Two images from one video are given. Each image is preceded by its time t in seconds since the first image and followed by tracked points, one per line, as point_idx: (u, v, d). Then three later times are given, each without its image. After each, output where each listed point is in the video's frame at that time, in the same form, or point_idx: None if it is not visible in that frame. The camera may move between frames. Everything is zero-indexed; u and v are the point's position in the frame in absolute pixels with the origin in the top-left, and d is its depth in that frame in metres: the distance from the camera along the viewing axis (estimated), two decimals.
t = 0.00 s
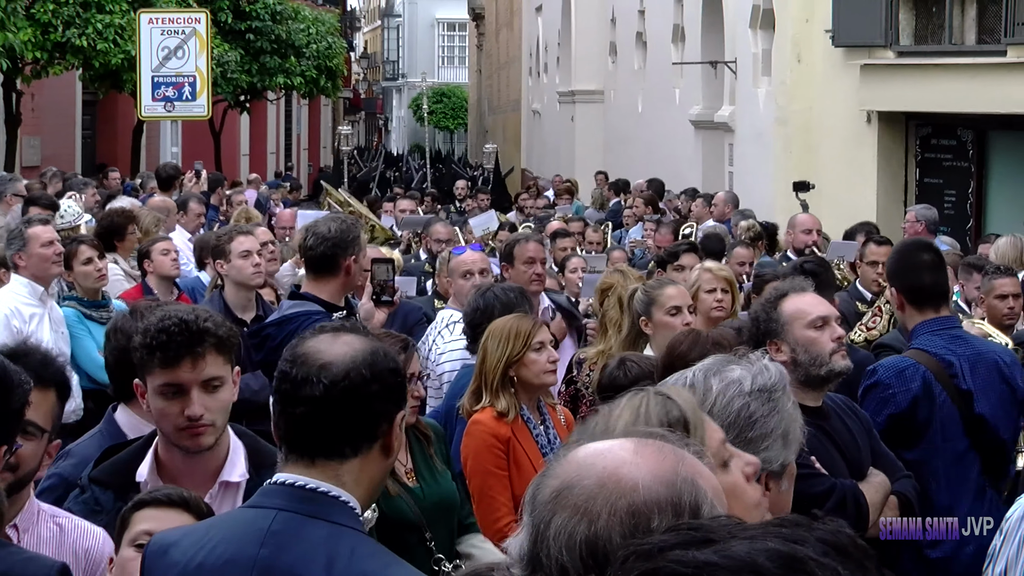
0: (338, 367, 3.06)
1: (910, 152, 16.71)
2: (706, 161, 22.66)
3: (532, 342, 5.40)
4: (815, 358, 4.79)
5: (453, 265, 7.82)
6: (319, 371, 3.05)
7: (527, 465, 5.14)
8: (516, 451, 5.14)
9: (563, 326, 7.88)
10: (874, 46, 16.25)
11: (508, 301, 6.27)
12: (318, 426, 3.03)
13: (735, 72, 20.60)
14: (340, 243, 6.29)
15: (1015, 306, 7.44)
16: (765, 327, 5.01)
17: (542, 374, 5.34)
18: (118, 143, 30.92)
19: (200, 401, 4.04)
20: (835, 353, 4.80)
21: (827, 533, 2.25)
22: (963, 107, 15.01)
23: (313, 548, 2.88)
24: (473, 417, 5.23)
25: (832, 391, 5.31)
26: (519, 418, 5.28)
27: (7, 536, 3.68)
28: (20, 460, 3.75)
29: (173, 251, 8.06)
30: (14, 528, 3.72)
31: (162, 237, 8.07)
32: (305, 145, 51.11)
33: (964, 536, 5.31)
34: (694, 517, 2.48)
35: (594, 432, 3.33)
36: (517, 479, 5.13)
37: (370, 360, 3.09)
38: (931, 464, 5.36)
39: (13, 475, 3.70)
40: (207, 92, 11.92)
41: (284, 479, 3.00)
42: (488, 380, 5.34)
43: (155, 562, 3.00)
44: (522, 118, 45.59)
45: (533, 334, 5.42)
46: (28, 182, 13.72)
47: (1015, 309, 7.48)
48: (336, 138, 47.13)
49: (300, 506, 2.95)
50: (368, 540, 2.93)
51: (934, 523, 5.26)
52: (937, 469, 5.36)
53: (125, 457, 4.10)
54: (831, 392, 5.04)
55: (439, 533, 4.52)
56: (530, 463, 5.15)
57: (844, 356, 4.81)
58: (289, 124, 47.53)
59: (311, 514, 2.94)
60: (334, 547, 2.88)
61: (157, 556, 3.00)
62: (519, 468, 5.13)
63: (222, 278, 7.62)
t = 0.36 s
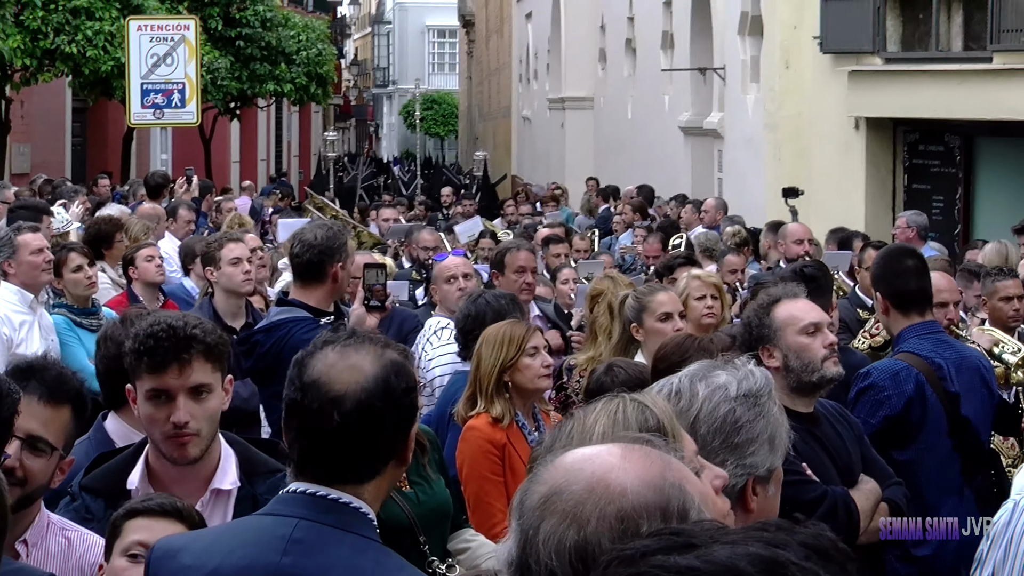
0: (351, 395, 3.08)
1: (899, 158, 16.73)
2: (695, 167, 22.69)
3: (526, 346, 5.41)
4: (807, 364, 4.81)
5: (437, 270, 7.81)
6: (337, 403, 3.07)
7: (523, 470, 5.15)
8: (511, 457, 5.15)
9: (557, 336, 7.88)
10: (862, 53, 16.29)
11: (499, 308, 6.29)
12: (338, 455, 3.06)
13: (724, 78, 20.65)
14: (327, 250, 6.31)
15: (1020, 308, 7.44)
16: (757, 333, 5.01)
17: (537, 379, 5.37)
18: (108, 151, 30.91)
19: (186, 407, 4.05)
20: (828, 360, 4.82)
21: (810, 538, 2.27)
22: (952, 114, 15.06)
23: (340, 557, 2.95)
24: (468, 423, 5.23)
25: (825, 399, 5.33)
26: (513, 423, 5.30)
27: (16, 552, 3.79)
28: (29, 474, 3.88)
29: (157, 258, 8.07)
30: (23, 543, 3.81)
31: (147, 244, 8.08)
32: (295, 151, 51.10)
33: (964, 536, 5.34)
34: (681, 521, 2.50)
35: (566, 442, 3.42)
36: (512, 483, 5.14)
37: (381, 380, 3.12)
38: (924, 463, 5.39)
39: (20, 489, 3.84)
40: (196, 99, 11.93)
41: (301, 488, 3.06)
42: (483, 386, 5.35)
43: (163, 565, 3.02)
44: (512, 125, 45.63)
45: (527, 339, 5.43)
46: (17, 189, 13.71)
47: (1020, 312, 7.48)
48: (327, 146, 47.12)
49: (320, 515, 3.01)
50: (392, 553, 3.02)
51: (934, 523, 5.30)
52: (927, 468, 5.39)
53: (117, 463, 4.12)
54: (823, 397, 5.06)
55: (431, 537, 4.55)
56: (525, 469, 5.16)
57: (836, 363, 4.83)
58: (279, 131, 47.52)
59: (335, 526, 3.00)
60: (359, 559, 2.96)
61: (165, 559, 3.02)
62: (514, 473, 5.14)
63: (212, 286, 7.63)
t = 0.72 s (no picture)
0: (333, 415, 3.06)
1: (889, 168, 16.77)
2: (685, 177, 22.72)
3: (521, 354, 5.41)
4: (800, 373, 4.81)
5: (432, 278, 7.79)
6: (319, 425, 3.05)
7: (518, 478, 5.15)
8: (506, 465, 5.14)
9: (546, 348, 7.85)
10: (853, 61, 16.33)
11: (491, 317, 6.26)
12: (328, 474, 3.04)
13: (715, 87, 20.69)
14: (311, 258, 6.29)
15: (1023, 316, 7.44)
16: (751, 342, 5.00)
17: (532, 387, 5.37)
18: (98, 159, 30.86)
19: (176, 416, 4.03)
20: (821, 370, 4.81)
21: (801, 546, 2.27)
22: (942, 124, 15.09)
23: (336, 561, 2.97)
24: (463, 431, 5.23)
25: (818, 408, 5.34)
26: (508, 431, 5.29)
27: None
28: (15, 483, 3.90)
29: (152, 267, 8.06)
30: (6, 547, 3.80)
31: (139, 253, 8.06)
32: (286, 161, 51.05)
33: (964, 536, 5.32)
34: (672, 529, 2.50)
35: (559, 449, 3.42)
36: (507, 492, 5.13)
37: (362, 395, 3.09)
38: (915, 465, 5.39)
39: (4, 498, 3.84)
40: (187, 108, 11.91)
41: (292, 494, 3.08)
42: (478, 394, 5.34)
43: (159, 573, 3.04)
44: (502, 135, 45.66)
45: (522, 347, 5.43)
46: (7, 198, 13.67)
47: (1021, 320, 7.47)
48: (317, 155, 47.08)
49: (313, 521, 3.03)
50: (387, 557, 3.05)
51: (934, 523, 5.29)
52: (919, 469, 5.39)
53: (109, 471, 4.11)
54: (816, 407, 5.07)
55: (423, 548, 4.55)
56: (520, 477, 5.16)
57: (830, 373, 4.82)
58: (270, 140, 47.49)
59: (329, 531, 3.01)
60: (356, 561, 2.99)
61: (161, 568, 3.05)
62: (508, 482, 5.14)
63: (202, 294, 7.61)
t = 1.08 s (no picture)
0: (296, 424, 3.07)
1: (880, 181, 16.81)
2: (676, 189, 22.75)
3: (515, 366, 5.41)
4: (793, 386, 4.81)
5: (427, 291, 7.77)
6: (282, 435, 3.07)
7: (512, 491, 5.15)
8: (499, 477, 5.14)
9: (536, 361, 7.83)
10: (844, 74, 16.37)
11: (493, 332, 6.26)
12: (297, 481, 3.06)
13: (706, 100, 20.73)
14: (292, 267, 6.30)
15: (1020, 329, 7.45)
16: (744, 354, 5.00)
17: (525, 399, 5.38)
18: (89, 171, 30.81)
19: (163, 429, 4.02)
20: (814, 383, 4.81)
21: (795, 558, 2.27)
22: (933, 136, 15.13)
23: (315, 564, 2.99)
24: (457, 443, 5.22)
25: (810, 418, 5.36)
26: (501, 443, 5.28)
27: None
28: None
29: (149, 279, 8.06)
30: None
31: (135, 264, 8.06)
32: (276, 172, 51.02)
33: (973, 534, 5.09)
34: (667, 540, 2.50)
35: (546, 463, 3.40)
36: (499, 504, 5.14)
37: (326, 404, 3.10)
38: (889, 467, 5.44)
39: None
40: (179, 119, 11.90)
41: (267, 503, 3.09)
42: (471, 407, 5.34)
43: None
44: (493, 146, 45.71)
45: (516, 359, 5.42)
46: None
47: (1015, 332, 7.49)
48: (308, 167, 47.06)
49: (290, 527, 3.05)
50: (364, 560, 3.06)
51: (935, 522, 5.19)
52: (893, 471, 5.44)
53: (100, 484, 4.11)
54: (809, 419, 5.08)
55: (418, 562, 4.52)
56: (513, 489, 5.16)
57: (823, 386, 4.82)
58: (261, 151, 47.46)
59: (305, 536, 3.03)
60: (336, 564, 3.01)
61: None
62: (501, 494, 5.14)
63: (193, 307, 7.59)
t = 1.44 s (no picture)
0: (216, 421, 3.10)
1: (871, 195, 16.83)
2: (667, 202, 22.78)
3: (508, 378, 5.38)
4: (786, 400, 4.81)
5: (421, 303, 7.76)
6: (210, 435, 3.10)
7: (502, 503, 5.14)
8: (490, 490, 5.14)
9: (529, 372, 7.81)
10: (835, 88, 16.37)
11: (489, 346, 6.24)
12: (228, 479, 3.08)
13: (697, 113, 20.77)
14: (270, 278, 6.64)
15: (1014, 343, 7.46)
16: (738, 367, 5.00)
17: (518, 411, 5.34)
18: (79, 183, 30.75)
19: (151, 442, 4.01)
20: (807, 397, 4.82)
21: (792, 569, 2.27)
22: (925, 150, 15.17)
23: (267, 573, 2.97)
24: (448, 455, 5.21)
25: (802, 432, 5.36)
26: (493, 455, 5.27)
27: None
28: None
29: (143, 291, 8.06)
30: None
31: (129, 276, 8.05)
32: (267, 184, 50.98)
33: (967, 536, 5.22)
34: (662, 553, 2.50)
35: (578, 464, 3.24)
36: (490, 517, 5.13)
37: (242, 410, 3.08)
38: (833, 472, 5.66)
39: None
40: (170, 131, 11.88)
41: (228, 510, 3.09)
42: (463, 418, 5.32)
43: None
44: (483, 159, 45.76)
45: (508, 371, 5.40)
46: None
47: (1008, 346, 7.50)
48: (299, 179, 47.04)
49: (248, 535, 3.04)
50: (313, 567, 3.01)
51: (934, 521, 5.27)
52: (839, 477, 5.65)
53: (93, 495, 4.11)
54: (802, 432, 5.08)
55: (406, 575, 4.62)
56: (504, 500, 5.15)
57: (816, 400, 4.82)
58: (251, 163, 47.43)
59: (260, 543, 3.02)
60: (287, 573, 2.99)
61: None
62: (492, 506, 5.13)
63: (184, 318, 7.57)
